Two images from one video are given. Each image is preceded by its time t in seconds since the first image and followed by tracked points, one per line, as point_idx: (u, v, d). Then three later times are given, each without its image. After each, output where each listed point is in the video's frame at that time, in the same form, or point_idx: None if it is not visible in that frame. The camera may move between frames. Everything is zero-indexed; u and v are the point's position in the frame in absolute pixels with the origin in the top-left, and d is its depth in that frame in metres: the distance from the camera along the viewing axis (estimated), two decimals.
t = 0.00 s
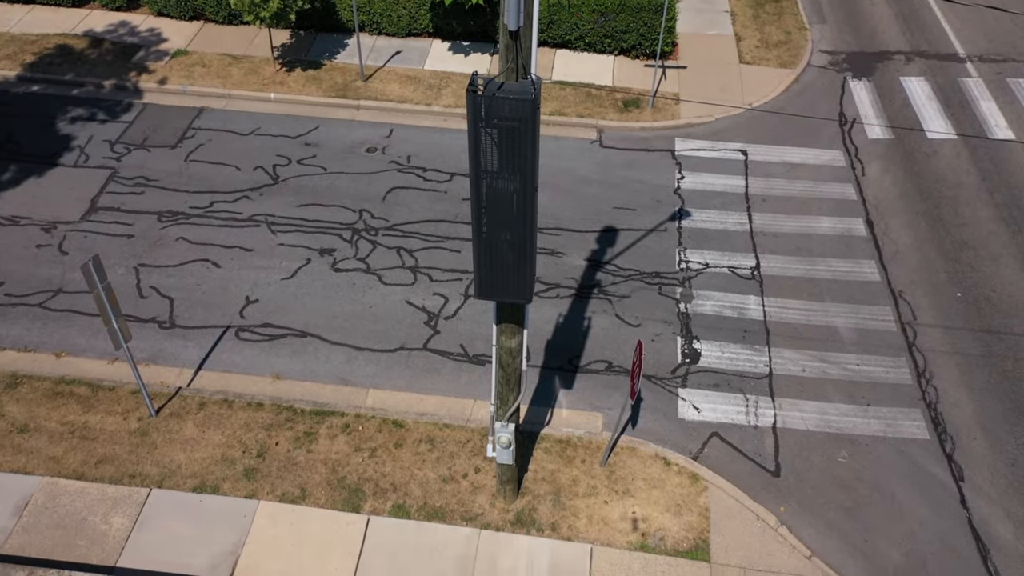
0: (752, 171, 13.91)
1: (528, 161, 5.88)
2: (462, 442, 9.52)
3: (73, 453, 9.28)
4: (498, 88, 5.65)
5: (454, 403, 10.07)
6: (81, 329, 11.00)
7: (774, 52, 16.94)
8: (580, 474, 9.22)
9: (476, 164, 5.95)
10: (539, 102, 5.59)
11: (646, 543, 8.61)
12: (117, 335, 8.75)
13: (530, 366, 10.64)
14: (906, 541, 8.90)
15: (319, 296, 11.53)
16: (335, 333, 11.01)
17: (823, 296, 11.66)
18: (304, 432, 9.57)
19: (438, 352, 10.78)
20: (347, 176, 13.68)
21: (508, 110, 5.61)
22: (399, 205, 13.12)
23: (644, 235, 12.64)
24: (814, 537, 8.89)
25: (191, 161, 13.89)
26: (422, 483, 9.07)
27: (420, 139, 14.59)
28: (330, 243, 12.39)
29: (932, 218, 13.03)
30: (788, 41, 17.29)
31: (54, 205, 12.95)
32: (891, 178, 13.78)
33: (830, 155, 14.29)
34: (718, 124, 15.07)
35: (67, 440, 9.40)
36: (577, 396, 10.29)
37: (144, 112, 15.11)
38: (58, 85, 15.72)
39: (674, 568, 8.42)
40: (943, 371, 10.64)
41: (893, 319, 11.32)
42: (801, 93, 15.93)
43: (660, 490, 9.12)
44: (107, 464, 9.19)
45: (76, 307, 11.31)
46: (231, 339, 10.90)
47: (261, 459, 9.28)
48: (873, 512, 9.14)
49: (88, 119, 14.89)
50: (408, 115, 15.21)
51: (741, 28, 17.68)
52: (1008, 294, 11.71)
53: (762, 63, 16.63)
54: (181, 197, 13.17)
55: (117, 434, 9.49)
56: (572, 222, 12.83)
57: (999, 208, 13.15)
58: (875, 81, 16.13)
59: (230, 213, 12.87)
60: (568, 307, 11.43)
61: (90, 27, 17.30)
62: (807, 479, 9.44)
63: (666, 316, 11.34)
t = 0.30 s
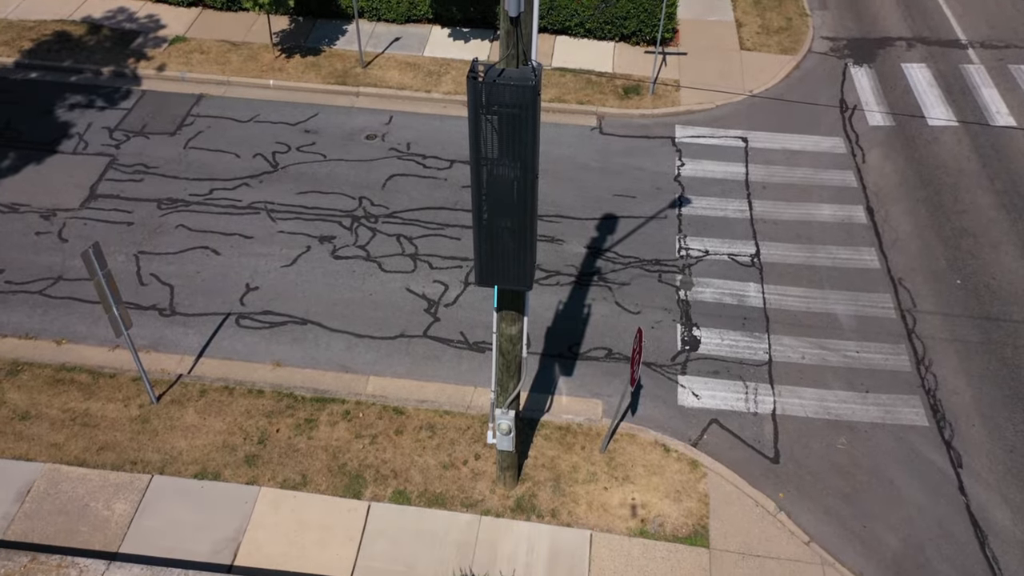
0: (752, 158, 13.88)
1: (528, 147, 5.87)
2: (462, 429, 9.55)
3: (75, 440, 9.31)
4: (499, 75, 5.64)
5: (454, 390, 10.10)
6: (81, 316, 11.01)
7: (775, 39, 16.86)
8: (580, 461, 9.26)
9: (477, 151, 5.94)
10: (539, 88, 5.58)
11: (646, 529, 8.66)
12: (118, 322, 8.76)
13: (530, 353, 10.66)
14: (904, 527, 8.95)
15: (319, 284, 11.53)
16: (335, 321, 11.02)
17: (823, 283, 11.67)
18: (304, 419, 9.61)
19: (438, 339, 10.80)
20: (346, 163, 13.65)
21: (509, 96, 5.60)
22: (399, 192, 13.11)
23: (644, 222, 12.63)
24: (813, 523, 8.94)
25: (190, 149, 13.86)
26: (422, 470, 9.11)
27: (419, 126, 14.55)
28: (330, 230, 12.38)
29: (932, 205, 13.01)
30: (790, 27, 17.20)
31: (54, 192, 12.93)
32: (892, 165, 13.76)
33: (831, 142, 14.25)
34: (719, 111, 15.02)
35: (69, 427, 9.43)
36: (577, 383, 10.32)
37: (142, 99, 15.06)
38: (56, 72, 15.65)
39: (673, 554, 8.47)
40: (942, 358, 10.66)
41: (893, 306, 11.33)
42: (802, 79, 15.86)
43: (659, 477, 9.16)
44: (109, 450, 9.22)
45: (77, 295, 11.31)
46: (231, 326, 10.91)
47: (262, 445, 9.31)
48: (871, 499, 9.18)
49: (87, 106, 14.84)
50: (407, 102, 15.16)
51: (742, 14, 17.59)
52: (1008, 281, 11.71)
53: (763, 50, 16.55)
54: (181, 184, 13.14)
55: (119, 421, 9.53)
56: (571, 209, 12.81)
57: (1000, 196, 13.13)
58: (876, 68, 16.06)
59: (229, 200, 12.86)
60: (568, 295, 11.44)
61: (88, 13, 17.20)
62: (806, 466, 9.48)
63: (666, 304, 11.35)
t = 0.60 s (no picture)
0: (752, 146, 13.84)
1: (529, 135, 5.86)
2: (462, 417, 9.58)
3: (76, 427, 9.35)
4: (499, 61, 5.61)
5: (454, 378, 10.12)
6: (82, 304, 11.02)
7: (776, 25, 16.77)
8: (580, 448, 9.30)
9: (477, 139, 5.93)
10: (540, 75, 5.56)
11: (645, 516, 8.70)
12: (118, 310, 8.76)
13: (530, 340, 10.67)
14: (902, 514, 8.99)
15: (319, 272, 11.53)
16: (335, 308, 11.03)
17: (823, 271, 11.66)
18: (305, 407, 9.64)
19: (438, 327, 10.81)
20: (346, 150, 13.63)
21: (510, 83, 5.58)
22: (399, 180, 13.09)
23: (644, 210, 12.62)
24: (811, 510, 8.98)
25: (189, 136, 13.83)
26: (423, 457, 9.15)
27: (419, 113, 14.51)
28: (330, 218, 12.37)
29: (933, 192, 12.99)
30: (791, 14, 17.11)
31: (53, 179, 12.92)
32: (892, 152, 13.72)
33: (832, 129, 14.21)
34: (720, 98, 14.96)
35: (70, 414, 9.47)
36: (577, 371, 10.34)
37: (142, 86, 15.01)
38: (54, 59, 15.59)
39: (672, 541, 8.52)
40: (942, 346, 10.68)
41: (893, 294, 11.34)
42: (804, 66, 15.79)
43: (659, 464, 9.19)
44: (110, 438, 9.26)
45: (77, 283, 11.32)
46: (231, 314, 10.93)
47: (263, 433, 9.35)
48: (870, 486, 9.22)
49: (85, 93, 14.79)
50: (407, 90, 15.10)
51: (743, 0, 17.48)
52: (1008, 269, 11.70)
53: (764, 36, 16.47)
54: (180, 172, 13.12)
55: (120, 408, 9.56)
56: (571, 197, 12.79)
57: (1001, 184, 13.10)
58: (877, 55, 15.99)
59: (229, 188, 12.84)
60: (568, 283, 11.44)
61: None
62: (805, 453, 9.52)
63: (666, 292, 11.35)
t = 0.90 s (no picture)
0: (753, 132, 13.80)
1: (528, 121, 5.84)
2: (462, 404, 9.61)
3: (77, 414, 9.38)
4: (498, 47, 5.59)
5: (454, 364, 10.15)
6: (82, 291, 11.03)
7: (777, 11, 16.68)
8: (580, 435, 9.33)
9: (476, 125, 5.92)
10: (539, 61, 5.53)
11: (644, 502, 8.74)
12: (118, 297, 8.76)
13: (530, 328, 10.69)
14: (900, 500, 9.02)
15: (319, 259, 11.53)
16: (335, 296, 11.04)
17: (823, 258, 11.66)
18: (305, 393, 9.67)
19: (438, 314, 10.83)
20: (346, 137, 13.59)
21: (509, 69, 5.55)
22: (399, 167, 13.06)
23: (645, 197, 12.60)
24: (810, 496, 9.02)
25: (188, 123, 13.79)
26: (423, 444, 9.19)
27: (418, 100, 14.46)
28: (330, 205, 12.36)
29: (934, 179, 12.96)
30: None
31: (52, 166, 12.90)
32: (893, 139, 13.68)
33: (833, 116, 14.16)
34: (721, 84, 14.90)
35: (71, 401, 9.50)
36: (577, 358, 10.36)
37: (141, 72, 14.96)
38: (52, 45, 15.53)
39: (672, 527, 8.56)
40: (941, 333, 10.69)
41: (893, 281, 11.34)
42: (805, 53, 15.72)
43: (658, 451, 9.23)
44: (111, 424, 9.30)
45: (77, 270, 11.33)
46: (231, 301, 10.93)
47: (263, 420, 9.38)
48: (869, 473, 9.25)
49: (84, 79, 14.74)
50: (407, 76, 15.04)
51: None
52: (1008, 256, 11.70)
53: (766, 22, 16.39)
54: (180, 159, 13.10)
55: (121, 395, 9.59)
56: (571, 184, 12.77)
57: (1001, 171, 13.06)
58: (879, 41, 15.91)
59: (229, 175, 12.82)
60: (568, 270, 11.44)
61: None
62: (804, 440, 9.55)
63: (666, 279, 11.35)
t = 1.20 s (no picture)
0: (754, 122, 13.76)
1: (527, 112, 5.83)
2: (462, 394, 9.63)
3: (78, 404, 9.41)
4: (497, 37, 5.58)
5: (454, 355, 10.16)
6: (82, 281, 11.03)
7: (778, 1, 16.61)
8: (580, 425, 9.35)
9: (475, 115, 5.92)
10: (537, 51, 5.52)
11: (644, 492, 8.77)
12: (118, 287, 8.77)
13: (530, 318, 10.70)
14: (899, 490, 9.05)
15: (319, 249, 11.53)
16: (335, 286, 11.04)
17: (823, 249, 11.65)
18: (305, 384, 9.69)
19: (438, 305, 10.83)
20: (346, 127, 13.56)
21: (507, 59, 5.54)
22: (399, 157, 13.04)
23: (645, 188, 12.57)
24: (809, 486, 9.04)
25: (188, 113, 13.76)
26: (423, 434, 9.21)
27: (418, 90, 14.41)
28: (330, 195, 12.34)
29: (935, 169, 12.93)
30: None
31: (52, 156, 12.88)
32: (894, 129, 13.64)
33: (833, 106, 14.11)
34: (721, 74, 14.85)
35: (72, 391, 9.52)
36: (577, 348, 10.37)
37: (140, 62, 14.91)
38: (51, 35, 15.48)
39: (671, 517, 8.60)
40: (941, 324, 10.69)
41: (893, 272, 11.33)
42: (806, 42, 15.66)
43: (657, 441, 9.25)
44: (112, 415, 9.32)
45: (77, 260, 11.33)
46: (232, 292, 10.94)
47: (264, 410, 9.40)
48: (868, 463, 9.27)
49: (83, 69, 14.70)
50: (406, 66, 15.00)
51: None
52: (1008, 246, 11.68)
53: (767, 12, 16.31)
54: (179, 149, 13.08)
55: (121, 385, 9.61)
56: (572, 174, 12.75)
57: (1002, 161, 13.03)
58: (880, 30, 15.84)
59: (228, 165, 12.80)
60: (568, 260, 11.44)
61: None
62: (803, 430, 9.57)
63: (666, 270, 11.35)
